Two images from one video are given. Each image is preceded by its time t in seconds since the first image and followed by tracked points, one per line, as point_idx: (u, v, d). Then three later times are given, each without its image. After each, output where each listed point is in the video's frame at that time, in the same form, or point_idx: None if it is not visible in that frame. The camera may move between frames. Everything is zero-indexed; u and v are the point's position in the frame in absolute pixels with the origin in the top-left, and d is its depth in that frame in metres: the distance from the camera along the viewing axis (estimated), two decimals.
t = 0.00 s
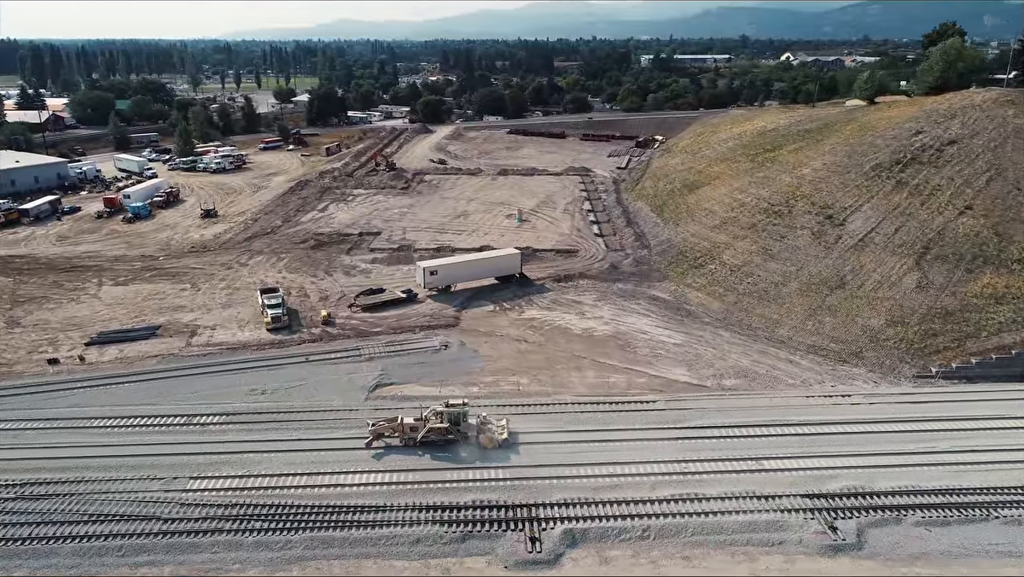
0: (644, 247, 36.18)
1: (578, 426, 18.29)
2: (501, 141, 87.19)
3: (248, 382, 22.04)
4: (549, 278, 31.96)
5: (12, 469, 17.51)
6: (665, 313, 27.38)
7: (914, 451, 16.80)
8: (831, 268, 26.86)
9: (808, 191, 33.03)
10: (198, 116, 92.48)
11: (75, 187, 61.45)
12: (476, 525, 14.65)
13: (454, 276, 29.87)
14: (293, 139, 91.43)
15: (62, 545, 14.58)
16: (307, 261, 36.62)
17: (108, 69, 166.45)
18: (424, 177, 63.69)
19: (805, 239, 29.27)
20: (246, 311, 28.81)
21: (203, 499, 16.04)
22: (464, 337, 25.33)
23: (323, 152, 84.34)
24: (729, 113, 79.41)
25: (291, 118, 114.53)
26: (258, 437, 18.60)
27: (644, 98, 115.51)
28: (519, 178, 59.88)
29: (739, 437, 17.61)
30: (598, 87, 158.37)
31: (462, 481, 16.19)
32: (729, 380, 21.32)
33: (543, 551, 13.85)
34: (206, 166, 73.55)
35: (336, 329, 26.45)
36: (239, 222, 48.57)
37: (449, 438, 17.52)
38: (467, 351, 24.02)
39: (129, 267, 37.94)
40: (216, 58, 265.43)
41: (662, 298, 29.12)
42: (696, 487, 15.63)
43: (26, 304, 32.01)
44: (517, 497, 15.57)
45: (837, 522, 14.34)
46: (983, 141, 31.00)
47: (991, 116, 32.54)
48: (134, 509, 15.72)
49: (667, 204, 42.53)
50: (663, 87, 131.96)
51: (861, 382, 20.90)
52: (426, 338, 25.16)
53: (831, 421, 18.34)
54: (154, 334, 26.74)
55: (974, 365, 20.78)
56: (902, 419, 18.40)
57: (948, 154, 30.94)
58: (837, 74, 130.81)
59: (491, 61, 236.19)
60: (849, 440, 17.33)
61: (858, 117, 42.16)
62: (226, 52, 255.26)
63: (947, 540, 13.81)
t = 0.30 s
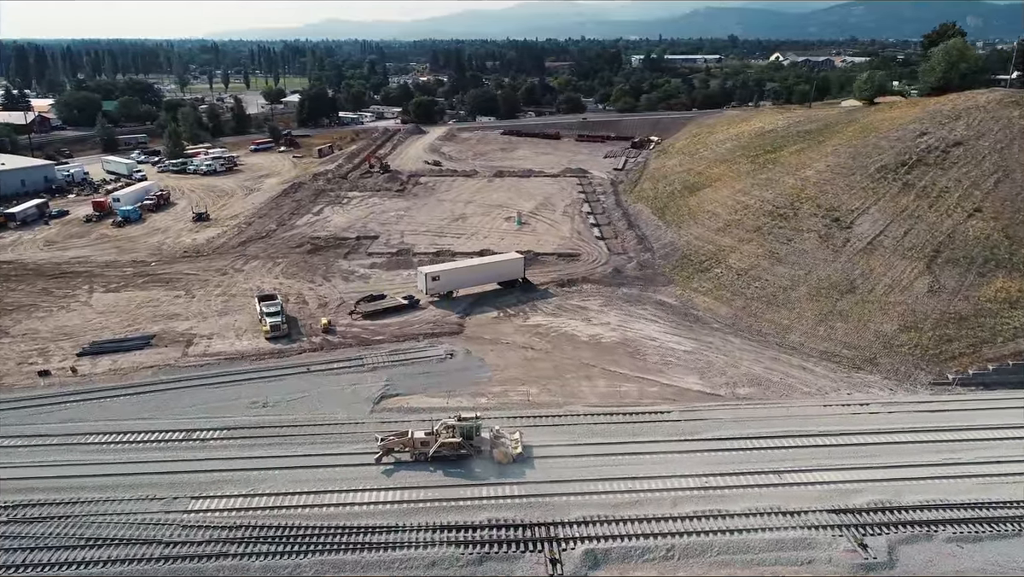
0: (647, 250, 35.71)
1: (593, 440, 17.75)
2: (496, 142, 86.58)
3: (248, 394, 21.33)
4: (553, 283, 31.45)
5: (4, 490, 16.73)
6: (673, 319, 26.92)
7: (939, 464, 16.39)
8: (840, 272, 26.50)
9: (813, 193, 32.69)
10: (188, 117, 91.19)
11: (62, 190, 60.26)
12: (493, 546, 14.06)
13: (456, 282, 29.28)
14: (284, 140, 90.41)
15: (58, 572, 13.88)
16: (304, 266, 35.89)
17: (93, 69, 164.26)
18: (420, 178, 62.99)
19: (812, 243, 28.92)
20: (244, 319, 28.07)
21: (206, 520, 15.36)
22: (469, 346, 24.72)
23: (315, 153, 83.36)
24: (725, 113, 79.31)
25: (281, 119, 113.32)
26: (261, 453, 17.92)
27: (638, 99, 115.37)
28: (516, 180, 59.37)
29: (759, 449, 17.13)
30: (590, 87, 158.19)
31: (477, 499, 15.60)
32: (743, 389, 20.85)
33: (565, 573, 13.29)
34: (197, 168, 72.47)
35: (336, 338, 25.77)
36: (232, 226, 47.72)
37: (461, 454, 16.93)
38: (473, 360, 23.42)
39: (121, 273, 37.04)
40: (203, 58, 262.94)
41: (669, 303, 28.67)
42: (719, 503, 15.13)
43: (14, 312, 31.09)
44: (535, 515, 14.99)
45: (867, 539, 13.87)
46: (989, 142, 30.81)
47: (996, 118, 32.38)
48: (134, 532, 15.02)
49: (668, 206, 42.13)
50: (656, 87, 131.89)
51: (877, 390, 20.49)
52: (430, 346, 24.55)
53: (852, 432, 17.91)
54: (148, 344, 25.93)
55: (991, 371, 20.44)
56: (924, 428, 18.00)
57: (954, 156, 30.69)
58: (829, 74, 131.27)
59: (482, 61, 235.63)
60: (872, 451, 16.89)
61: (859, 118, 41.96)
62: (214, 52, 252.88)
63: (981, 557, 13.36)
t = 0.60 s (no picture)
0: (649, 253, 35.26)
1: (609, 452, 17.24)
2: (489, 143, 85.96)
3: (249, 407, 20.60)
4: (556, 287, 30.92)
5: None
6: (681, 325, 26.47)
7: (965, 475, 15.97)
8: (849, 276, 26.14)
9: (817, 195, 32.37)
10: (176, 119, 89.86)
11: (48, 194, 58.98)
12: (513, 569, 13.49)
13: (458, 287, 28.69)
14: (275, 141, 89.30)
15: None
16: (300, 271, 35.13)
17: (77, 69, 161.88)
18: (414, 180, 62.29)
19: (819, 246, 28.56)
20: (241, 328, 27.31)
21: (209, 544, 14.68)
22: (475, 354, 24.13)
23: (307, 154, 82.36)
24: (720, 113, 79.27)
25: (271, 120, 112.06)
26: (264, 470, 17.22)
27: (631, 99, 115.17)
28: (512, 182, 58.83)
29: (780, 461, 16.68)
30: (582, 87, 157.98)
31: (492, 517, 15.02)
32: (758, 398, 20.40)
33: None
34: (186, 170, 71.34)
35: (337, 346, 25.08)
36: (225, 230, 46.80)
37: (475, 469, 16.34)
38: (480, 369, 22.83)
39: (111, 279, 36.11)
40: (190, 58, 260.23)
41: (675, 308, 28.24)
42: (744, 521, 14.64)
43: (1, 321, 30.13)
44: (554, 534, 14.44)
45: (899, 557, 13.44)
46: (994, 143, 30.64)
47: (1002, 118, 32.23)
48: (133, 558, 14.30)
49: (669, 208, 41.73)
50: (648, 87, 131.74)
51: (894, 398, 20.09)
52: (435, 355, 23.92)
53: (873, 441, 17.50)
54: (142, 354, 25.11)
55: (1009, 378, 20.12)
56: (946, 437, 17.62)
57: (959, 157, 30.48)
58: (820, 73, 131.65)
59: (471, 60, 234.87)
60: (896, 463, 16.48)
61: (859, 119, 41.79)
62: (200, 52, 250.12)
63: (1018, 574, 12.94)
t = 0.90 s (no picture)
0: (651, 257, 34.79)
1: (625, 467, 16.70)
2: (481, 144, 85.30)
3: (248, 422, 19.87)
4: (558, 292, 30.40)
5: None
6: (687, 330, 26.00)
7: (991, 487, 15.61)
8: (857, 280, 25.80)
9: (820, 197, 32.08)
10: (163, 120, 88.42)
11: (32, 198, 57.63)
12: None
13: (459, 293, 28.08)
14: (263, 143, 88.11)
15: None
16: (295, 277, 34.34)
17: (59, 69, 159.15)
18: (408, 182, 61.52)
19: (825, 249, 28.23)
20: (236, 337, 26.53)
21: (211, 571, 13.96)
22: (480, 363, 23.50)
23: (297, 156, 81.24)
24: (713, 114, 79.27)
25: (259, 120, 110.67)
26: (267, 490, 16.51)
27: (622, 99, 115.03)
28: (506, 184, 58.27)
29: (801, 474, 16.22)
30: (572, 87, 157.73)
31: (508, 538, 14.42)
32: (772, 407, 19.98)
33: None
34: (174, 172, 70.09)
35: (336, 357, 24.36)
36: (215, 234, 45.86)
37: (489, 486, 15.76)
38: (486, 379, 22.21)
39: (100, 287, 35.11)
40: (174, 58, 257.21)
41: (680, 313, 27.82)
42: (769, 538, 14.15)
43: None
44: (574, 555, 13.89)
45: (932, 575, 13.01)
46: (998, 144, 30.51)
47: (1004, 118, 32.15)
48: None
49: (668, 210, 41.38)
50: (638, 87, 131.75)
51: (910, 406, 19.72)
52: (438, 364, 23.29)
53: (894, 452, 17.08)
54: (135, 366, 24.24)
55: None
56: (967, 447, 17.25)
57: (963, 158, 30.31)
58: (808, 74, 132.41)
59: (460, 60, 234.21)
60: (920, 474, 16.06)
61: (858, 120, 41.69)
62: (185, 51, 246.96)
63: None
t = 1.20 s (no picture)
0: (652, 260, 34.35)
1: (643, 482, 16.19)
2: (473, 145, 84.65)
3: (247, 438, 19.11)
4: (560, 298, 29.85)
5: None
6: (694, 337, 25.54)
7: (1017, 499, 15.25)
8: (865, 283, 25.49)
9: (822, 198, 31.83)
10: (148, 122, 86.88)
11: (14, 202, 56.19)
12: None
13: (460, 300, 27.46)
14: (251, 144, 86.85)
15: None
16: (289, 284, 33.52)
17: (39, 70, 156.26)
18: (400, 185, 60.76)
19: (830, 251, 27.92)
20: (231, 348, 25.71)
21: None
22: (484, 373, 22.87)
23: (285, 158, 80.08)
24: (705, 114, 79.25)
25: (246, 121, 109.16)
26: (269, 511, 15.79)
27: (612, 100, 114.85)
28: (500, 186, 57.70)
29: (824, 488, 15.76)
30: (561, 87, 157.51)
31: (526, 560, 13.83)
32: (787, 416, 19.54)
33: None
34: (160, 175, 68.77)
35: (335, 368, 23.61)
36: (205, 239, 44.85)
37: (503, 505, 15.16)
38: (491, 389, 21.61)
39: (87, 295, 34.07)
40: (156, 58, 253.74)
41: (685, 318, 27.37)
42: (796, 557, 13.67)
43: None
44: None
45: None
46: (1001, 145, 30.47)
47: (1006, 119, 32.14)
48: None
49: (667, 213, 41.01)
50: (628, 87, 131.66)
51: (926, 413, 19.35)
52: (442, 375, 22.62)
53: (915, 463, 16.69)
54: (125, 380, 23.32)
55: None
56: (989, 457, 16.90)
57: (966, 160, 30.22)
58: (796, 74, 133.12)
59: (447, 60, 233.28)
60: (944, 486, 15.70)
61: (855, 120, 41.58)
62: (167, 51, 243.66)
63: None
